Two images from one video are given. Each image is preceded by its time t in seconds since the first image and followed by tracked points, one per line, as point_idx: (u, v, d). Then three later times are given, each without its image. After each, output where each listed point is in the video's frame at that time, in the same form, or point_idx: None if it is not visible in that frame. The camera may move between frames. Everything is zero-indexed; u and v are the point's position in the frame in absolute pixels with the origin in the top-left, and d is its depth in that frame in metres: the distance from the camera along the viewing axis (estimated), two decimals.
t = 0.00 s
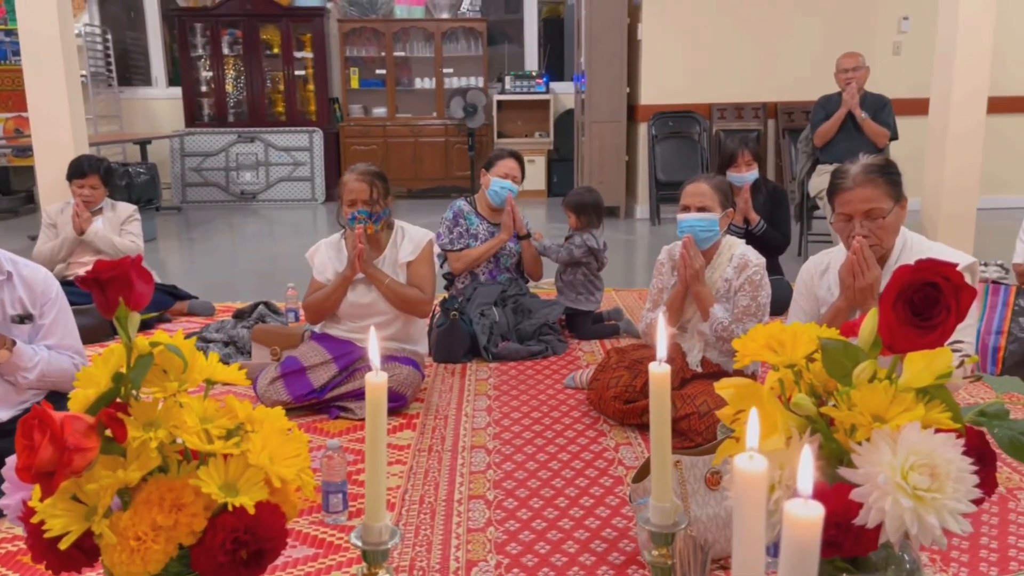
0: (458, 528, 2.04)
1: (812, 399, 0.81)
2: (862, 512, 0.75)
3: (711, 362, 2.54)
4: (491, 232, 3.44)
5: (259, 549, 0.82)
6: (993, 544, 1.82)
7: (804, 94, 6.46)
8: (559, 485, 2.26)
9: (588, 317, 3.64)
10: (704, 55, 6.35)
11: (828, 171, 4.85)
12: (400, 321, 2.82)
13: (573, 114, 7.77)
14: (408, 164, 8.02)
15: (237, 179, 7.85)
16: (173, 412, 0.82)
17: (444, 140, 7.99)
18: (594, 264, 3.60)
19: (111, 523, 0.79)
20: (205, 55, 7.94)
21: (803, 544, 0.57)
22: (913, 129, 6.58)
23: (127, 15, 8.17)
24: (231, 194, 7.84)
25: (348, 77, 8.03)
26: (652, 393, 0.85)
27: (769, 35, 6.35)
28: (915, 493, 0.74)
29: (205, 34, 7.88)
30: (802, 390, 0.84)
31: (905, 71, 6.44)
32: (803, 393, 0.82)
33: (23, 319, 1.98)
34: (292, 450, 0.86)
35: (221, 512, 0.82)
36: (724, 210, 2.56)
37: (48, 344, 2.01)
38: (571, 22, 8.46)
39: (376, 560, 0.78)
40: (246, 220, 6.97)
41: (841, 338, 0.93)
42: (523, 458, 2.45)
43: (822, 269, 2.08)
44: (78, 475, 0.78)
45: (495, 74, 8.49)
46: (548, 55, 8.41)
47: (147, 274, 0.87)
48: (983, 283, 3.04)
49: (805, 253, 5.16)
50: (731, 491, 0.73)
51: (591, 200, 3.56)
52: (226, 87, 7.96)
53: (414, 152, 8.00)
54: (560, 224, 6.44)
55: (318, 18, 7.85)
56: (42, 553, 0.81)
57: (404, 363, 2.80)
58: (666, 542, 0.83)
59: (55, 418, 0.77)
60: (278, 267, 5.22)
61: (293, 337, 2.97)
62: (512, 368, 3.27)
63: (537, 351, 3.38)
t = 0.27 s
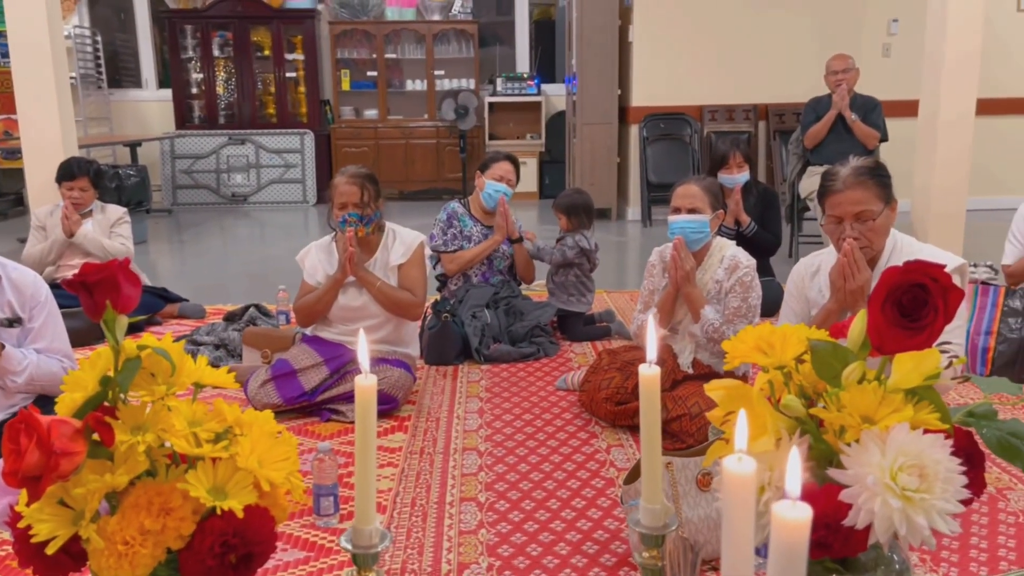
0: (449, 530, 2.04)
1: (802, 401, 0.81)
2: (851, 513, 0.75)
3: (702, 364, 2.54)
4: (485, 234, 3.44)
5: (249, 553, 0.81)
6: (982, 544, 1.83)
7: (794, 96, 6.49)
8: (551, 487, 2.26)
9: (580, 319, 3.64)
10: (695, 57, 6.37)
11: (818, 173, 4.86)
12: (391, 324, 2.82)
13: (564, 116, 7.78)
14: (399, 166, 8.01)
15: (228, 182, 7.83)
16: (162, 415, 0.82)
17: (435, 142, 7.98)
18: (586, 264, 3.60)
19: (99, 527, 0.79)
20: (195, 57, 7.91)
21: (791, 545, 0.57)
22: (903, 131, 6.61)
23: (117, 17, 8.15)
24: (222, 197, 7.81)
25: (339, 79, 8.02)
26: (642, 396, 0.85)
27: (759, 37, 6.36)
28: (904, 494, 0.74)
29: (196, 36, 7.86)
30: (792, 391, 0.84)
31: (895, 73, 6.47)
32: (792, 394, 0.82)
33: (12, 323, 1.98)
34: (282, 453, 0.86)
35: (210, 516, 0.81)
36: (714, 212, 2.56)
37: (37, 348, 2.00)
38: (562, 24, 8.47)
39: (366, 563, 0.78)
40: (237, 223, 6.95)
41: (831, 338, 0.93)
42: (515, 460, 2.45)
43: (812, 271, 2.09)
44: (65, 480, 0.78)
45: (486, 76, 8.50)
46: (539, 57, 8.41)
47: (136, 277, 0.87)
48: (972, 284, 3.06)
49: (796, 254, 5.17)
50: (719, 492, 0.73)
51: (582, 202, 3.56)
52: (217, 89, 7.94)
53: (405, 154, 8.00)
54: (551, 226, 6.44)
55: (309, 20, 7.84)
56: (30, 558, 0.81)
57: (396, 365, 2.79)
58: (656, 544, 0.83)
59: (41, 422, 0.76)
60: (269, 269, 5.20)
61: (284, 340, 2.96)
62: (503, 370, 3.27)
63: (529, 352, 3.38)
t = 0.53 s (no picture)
0: (441, 532, 2.04)
1: (792, 401, 0.82)
2: (841, 513, 0.76)
3: (693, 364, 2.55)
4: (476, 235, 3.45)
5: (239, 556, 0.81)
6: (972, 543, 1.84)
7: (784, 97, 6.51)
8: (543, 489, 2.26)
9: (571, 320, 3.64)
10: (686, 59, 6.38)
11: (809, 174, 4.88)
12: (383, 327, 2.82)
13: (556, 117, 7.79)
14: (390, 167, 8.01)
15: (219, 184, 7.81)
16: (152, 418, 0.82)
17: (427, 143, 7.98)
18: (577, 266, 3.61)
19: (87, 532, 0.79)
20: (186, 59, 7.88)
21: (782, 546, 0.57)
22: (893, 132, 6.64)
23: (107, 18, 8.11)
24: (213, 199, 7.78)
25: (330, 80, 8.01)
26: (632, 397, 0.85)
27: (750, 38, 6.38)
28: (893, 494, 0.74)
29: (186, 37, 7.83)
30: (782, 391, 0.84)
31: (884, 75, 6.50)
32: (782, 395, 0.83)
33: (2, 326, 1.96)
34: (273, 456, 0.86)
35: (199, 519, 0.81)
36: (705, 213, 2.57)
37: (27, 351, 1.99)
38: (553, 25, 8.47)
39: (357, 566, 0.78)
40: (228, 224, 6.93)
41: (821, 339, 0.93)
42: (507, 461, 2.45)
43: (803, 272, 2.09)
44: (54, 483, 0.77)
45: (478, 77, 8.50)
46: (531, 58, 8.42)
47: (124, 279, 0.87)
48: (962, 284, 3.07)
49: (787, 255, 5.18)
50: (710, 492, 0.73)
51: (573, 203, 3.57)
52: (208, 90, 7.92)
53: (396, 155, 7.99)
54: (543, 227, 6.45)
55: (300, 21, 7.83)
56: (17, 563, 0.80)
57: (387, 367, 2.79)
58: (648, 545, 0.83)
59: (29, 425, 0.76)
60: (260, 271, 5.19)
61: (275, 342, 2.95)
62: (495, 371, 3.27)
63: (520, 354, 3.38)
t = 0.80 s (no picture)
0: (433, 533, 2.04)
1: (782, 400, 0.82)
2: (831, 511, 0.76)
3: (684, 364, 2.55)
4: (466, 236, 3.44)
5: (229, 558, 0.81)
6: (961, 541, 1.85)
7: (773, 98, 6.53)
8: (534, 489, 2.26)
9: (561, 320, 3.65)
10: (675, 60, 6.40)
11: (799, 174, 4.90)
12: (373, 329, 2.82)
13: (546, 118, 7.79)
14: (381, 168, 7.99)
15: (209, 185, 7.78)
16: (139, 419, 0.81)
17: (417, 144, 7.97)
18: (567, 266, 3.61)
19: (75, 534, 0.78)
20: (174, 59, 7.85)
21: (772, 544, 0.57)
22: (882, 132, 6.67)
23: (96, 19, 8.07)
24: (203, 200, 7.76)
25: (320, 81, 7.99)
26: (623, 396, 0.85)
27: (740, 39, 6.40)
28: (883, 491, 0.74)
29: (175, 38, 7.80)
30: (771, 390, 0.85)
31: (873, 75, 6.53)
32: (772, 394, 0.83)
33: None
34: (261, 457, 0.86)
35: (187, 521, 0.81)
36: (695, 213, 2.58)
37: (15, 354, 1.98)
38: (543, 26, 8.48)
39: (347, 567, 0.77)
40: (217, 225, 6.90)
41: (810, 338, 0.94)
42: (498, 462, 2.45)
43: (793, 271, 2.10)
44: (41, 485, 0.77)
45: (468, 78, 8.50)
46: (521, 59, 8.43)
47: (112, 281, 0.87)
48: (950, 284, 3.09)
49: (777, 255, 5.20)
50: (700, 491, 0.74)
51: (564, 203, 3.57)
52: (197, 91, 7.89)
53: (387, 156, 7.98)
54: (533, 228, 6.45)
55: (289, 22, 7.81)
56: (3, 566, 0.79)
57: (377, 369, 2.78)
58: (638, 544, 0.83)
59: (16, 427, 0.77)
60: (251, 272, 5.17)
61: (265, 344, 2.95)
62: (486, 372, 3.27)
63: (511, 354, 3.38)
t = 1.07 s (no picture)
0: (420, 534, 2.03)
1: (765, 399, 0.82)
2: (814, 510, 0.76)
3: (671, 363, 2.56)
4: (454, 236, 3.43)
5: (209, 562, 0.80)
6: (947, 539, 1.85)
7: (761, 97, 6.55)
8: (522, 489, 2.26)
9: (550, 320, 3.65)
10: (663, 60, 6.41)
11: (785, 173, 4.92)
12: (359, 332, 2.83)
13: (535, 118, 7.79)
14: (369, 168, 7.97)
15: (196, 185, 7.74)
16: (117, 423, 0.80)
17: (405, 144, 7.95)
18: (555, 266, 3.61)
19: (52, 539, 0.77)
20: (160, 59, 7.81)
21: (753, 545, 0.57)
22: (868, 132, 6.70)
23: (81, 19, 8.02)
24: (190, 201, 7.71)
25: (308, 81, 7.96)
26: (607, 396, 0.85)
27: (727, 39, 6.41)
28: (865, 490, 0.74)
29: (161, 38, 7.76)
30: (755, 389, 0.84)
31: (859, 75, 6.56)
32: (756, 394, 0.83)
33: None
34: (241, 459, 0.85)
35: (166, 525, 0.80)
36: (682, 212, 2.58)
37: None
38: (531, 26, 8.48)
39: (329, 570, 0.77)
40: (204, 226, 6.87)
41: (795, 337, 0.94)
42: (486, 462, 2.44)
43: (779, 271, 2.10)
44: (17, 490, 0.76)
45: (456, 78, 8.49)
46: (509, 59, 8.42)
47: (89, 283, 0.86)
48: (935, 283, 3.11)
49: (765, 254, 5.22)
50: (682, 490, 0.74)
51: (551, 203, 3.57)
52: (183, 91, 7.85)
53: (375, 156, 7.96)
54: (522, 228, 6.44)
55: (277, 22, 7.78)
56: None
57: (364, 370, 2.77)
58: (623, 544, 0.83)
59: None
60: (238, 273, 5.15)
61: (252, 345, 2.94)
62: (474, 372, 3.26)
63: (500, 354, 3.38)
